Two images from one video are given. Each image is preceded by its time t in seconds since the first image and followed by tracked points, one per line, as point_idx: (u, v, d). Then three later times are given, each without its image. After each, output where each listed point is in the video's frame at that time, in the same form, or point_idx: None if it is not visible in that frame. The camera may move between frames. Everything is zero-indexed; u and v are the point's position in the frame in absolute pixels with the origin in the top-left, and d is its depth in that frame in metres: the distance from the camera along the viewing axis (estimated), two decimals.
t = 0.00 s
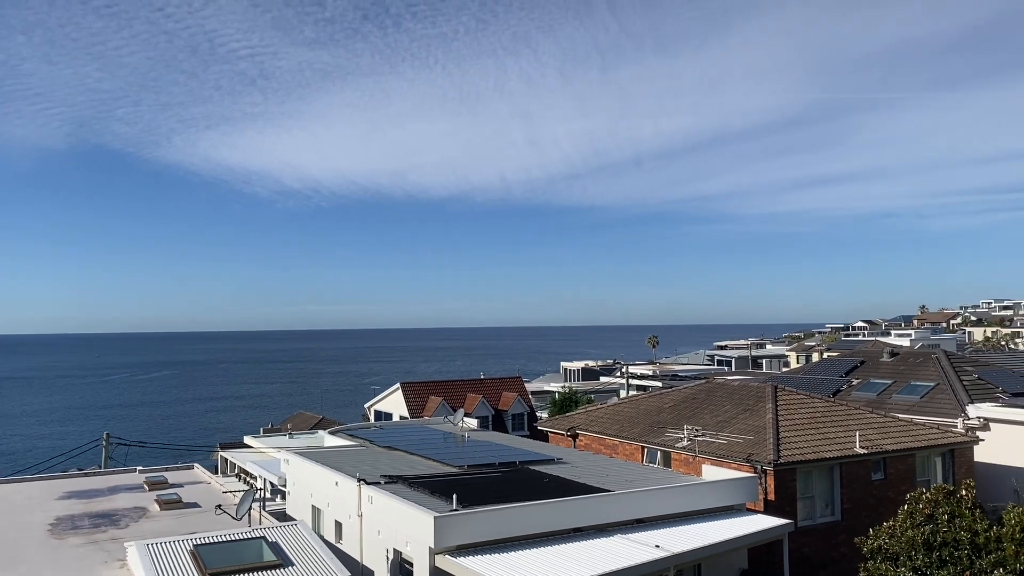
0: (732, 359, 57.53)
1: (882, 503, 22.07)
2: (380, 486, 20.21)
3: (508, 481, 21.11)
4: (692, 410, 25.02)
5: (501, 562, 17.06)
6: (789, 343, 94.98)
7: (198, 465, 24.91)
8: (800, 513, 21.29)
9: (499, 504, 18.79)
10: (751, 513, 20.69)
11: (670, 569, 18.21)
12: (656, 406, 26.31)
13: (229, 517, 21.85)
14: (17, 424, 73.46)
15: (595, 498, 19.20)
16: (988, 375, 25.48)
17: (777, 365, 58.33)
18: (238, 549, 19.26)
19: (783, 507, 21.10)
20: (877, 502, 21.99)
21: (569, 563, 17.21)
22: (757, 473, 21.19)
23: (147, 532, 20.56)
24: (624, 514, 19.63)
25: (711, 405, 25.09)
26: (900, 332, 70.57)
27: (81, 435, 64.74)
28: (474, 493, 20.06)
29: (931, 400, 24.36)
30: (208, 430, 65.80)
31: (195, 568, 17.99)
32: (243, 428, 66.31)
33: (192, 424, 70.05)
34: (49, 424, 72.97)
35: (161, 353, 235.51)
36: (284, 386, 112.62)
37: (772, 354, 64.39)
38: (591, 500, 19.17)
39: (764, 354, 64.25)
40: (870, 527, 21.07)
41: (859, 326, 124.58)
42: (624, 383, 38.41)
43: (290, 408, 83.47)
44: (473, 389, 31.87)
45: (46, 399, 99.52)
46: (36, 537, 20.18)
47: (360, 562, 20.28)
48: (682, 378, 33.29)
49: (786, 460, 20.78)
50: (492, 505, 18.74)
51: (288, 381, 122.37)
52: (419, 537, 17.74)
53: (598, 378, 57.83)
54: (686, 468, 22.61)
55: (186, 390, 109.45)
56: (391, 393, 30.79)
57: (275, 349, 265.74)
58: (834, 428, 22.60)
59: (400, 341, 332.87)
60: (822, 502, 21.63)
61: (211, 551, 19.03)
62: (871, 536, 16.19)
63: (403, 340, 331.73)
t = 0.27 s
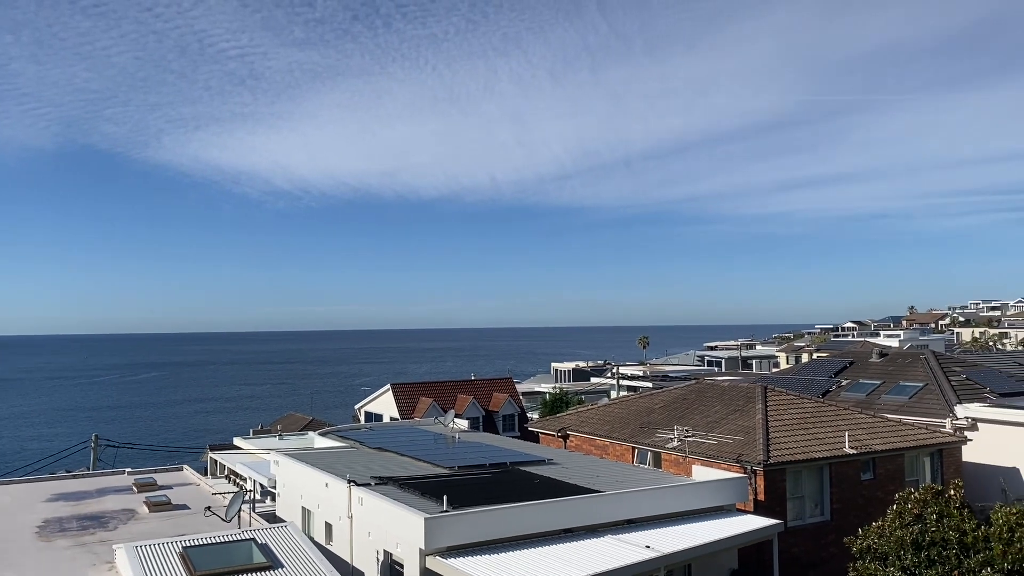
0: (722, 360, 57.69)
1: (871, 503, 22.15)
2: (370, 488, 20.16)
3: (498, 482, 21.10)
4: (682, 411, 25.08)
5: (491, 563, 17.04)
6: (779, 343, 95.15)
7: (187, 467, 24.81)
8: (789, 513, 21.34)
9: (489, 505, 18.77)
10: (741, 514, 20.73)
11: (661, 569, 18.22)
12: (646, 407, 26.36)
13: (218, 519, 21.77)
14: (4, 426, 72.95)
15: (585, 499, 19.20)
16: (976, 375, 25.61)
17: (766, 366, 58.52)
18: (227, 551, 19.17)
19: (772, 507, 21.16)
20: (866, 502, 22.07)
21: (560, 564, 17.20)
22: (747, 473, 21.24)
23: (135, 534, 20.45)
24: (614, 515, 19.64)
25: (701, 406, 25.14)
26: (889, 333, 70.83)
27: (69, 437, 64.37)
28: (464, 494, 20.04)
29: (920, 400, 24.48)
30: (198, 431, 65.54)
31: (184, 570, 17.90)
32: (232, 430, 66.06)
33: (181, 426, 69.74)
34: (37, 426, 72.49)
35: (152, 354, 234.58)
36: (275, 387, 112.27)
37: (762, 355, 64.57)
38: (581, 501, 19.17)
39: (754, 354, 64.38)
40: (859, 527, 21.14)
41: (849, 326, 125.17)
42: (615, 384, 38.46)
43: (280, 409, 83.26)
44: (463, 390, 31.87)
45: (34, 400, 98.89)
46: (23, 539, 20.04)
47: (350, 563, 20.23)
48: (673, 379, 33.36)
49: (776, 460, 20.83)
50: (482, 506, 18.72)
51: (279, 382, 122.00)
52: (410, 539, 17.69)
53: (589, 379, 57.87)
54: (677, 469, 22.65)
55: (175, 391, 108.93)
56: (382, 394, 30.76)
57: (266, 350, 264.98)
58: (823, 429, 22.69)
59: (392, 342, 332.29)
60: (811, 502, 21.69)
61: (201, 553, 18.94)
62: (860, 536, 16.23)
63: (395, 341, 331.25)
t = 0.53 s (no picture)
0: (712, 360, 57.85)
1: (860, 503, 22.24)
2: (360, 489, 20.12)
3: (489, 482, 21.09)
4: (672, 411, 25.12)
5: (482, 563, 17.03)
6: (768, 344, 95.42)
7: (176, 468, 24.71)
8: (779, 513, 21.40)
9: (480, 506, 18.77)
10: (731, 514, 20.78)
11: (651, 569, 18.25)
12: (637, 407, 26.40)
13: (208, 520, 21.69)
14: None
15: (576, 499, 19.21)
16: (964, 375, 25.75)
17: (756, 365, 58.68)
18: (217, 552, 19.09)
19: (762, 507, 21.22)
20: (856, 501, 22.16)
21: (551, 564, 17.21)
22: (737, 473, 21.30)
23: (124, 536, 20.34)
24: (605, 515, 19.66)
25: (691, 406, 25.20)
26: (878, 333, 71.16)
27: (57, 438, 63.99)
28: (455, 495, 20.02)
29: (909, 400, 24.60)
30: (187, 432, 65.28)
31: (173, 572, 17.81)
32: (222, 431, 65.82)
33: (170, 427, 69.42)
34: (24, 427, 72.02)
35: (143, 355, 233.65)
36: (266, 388, 111.96)
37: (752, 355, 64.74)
38: (572, 502, 19.18)
39: (745, 355, 64.56)
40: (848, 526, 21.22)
41: (839, 326, 125.69)
42: (605, 385, 38.51)
43: (271, 410, 83.06)
44: (454, 390, 31.87)
45: (22, 402, 98.30)
46: (10, 541, 19.90)
47: (340, 565, 20.18)
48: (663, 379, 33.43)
49: (766, 460, 20.89)
50: (473, 507, 18.71)
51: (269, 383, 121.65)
52: (400, 540, 17.67)
53: (580, 379, 57.92)
54: (667, 469, 22.69)
55: (165, 392, 108.43)
56: (372, 394, 30.72)
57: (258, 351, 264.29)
58: (813, 429, 22.76)
59: (384, 343, 331.80)
60: (801, 502, 21.75)
61: (190, 555, 18.85)
62: (849, 536, 16.17)
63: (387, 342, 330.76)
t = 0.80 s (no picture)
0: (703, 360, 58.01)
1: (849, 502, 22.33)
2: (351, 489, 20.09)
3: (479, 483, 21.09)
4: (663, 411, 25.17)
5: (472, 564, 17.02)
6: (758, 344, 95.86)
7: (165, 469, 24.63)
8: (769, 513, 21.47)
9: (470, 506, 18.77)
10: (721, 513, 20.85)
11: (641, 569, 18.28)
12: (627, 407, 26.46)
13: (197, 521, 21.61)
14: None
15: (566, 499, 19.24)
16: (952, 375, 25.90)
17: (746, 365, 58.94)
18: (206, 553, 19.02)
19: (752, 506, 21.28)
20: (844, 501, 22.25)
21: (541, 564, 17.23)
22: (727, 472, 21.36)
23: (112, 537, 20.23)
24: (595, 515, 19.68)
25: (681, 406, 25.27)
26: (865, 333, 71.54)
27: (45, 440, 63.62)
28: (445, 495, 20.02)
29: (897, 399, 24.73)
30: (176, 433, 65.03)
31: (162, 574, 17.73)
32: (212, 432, 65.57)
33: (159, 428, 69.12)
34: (12, 429, 71.59)
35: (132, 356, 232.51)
36: (256, 388, 111.63)
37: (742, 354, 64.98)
38: (563, 501, 19.21)
39: (734, 354, 64.76)
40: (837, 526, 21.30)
41: (828, 326, 126.40)
42: (596, 385, 38.60)
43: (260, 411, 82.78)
44: (445, 391, 31.88)
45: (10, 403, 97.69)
46: None
47: (330, 565, 20.14)
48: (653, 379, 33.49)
49: (755, 459, 20.96)
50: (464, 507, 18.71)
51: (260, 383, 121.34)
52: (390, 541, 17.64)
53: (570, 379, 57.97)
54: (657, 469, 22.75)
55: (155, 393, 108.03)
56: (362, 395, 30.69)
57: (249, 351, 263.51)
58: (802, 428, 22.86)
59: (376, 343, 331.21)
60: (790, 501, 21.83)
61: (179, 556, 18.78)
62: (838, 535, 16.22)
63: (379, 342, 330.26)
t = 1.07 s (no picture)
0: (692, 360, 58.18)
1: (837, 501, 22.43)
2: (340, 490, 20.04)
3: (468, 483, 21.08)
4: (652, 410, 25.23)
5: (462, 564, 17.01)
6: (746, 344, 96.17)
7: (153, 470, 24.53)
8: (758, 512, 21.54)
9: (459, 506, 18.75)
10: (710, 512, 20.90)
11: (631, 568, 18.30)
12: (616, 406, 26.51)
13: (185, 522, 21.52)
14: None
15: (556, 499, 19.24)
16: (939, 374, 26.06)
17: (735, 365, 59.15)
18: (194, 554, 18.94)
19: (741, 505, 21.36)
20: (832, 499, 22.34)
21: (530, 564, 17.23)
22: (716, 472, 21.42)
23: (100, 539, 20.11)
24: (584, 515, 19.70)
25: (670, 405, 25.34)
26: (851, 332, 71.91)
27: (32, 441, 63.18)
28: (435, 495, 20.00)
29: (885, 399, 24.86)
30: (164, 434, 64.72)
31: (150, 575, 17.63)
32: (200, 433, 65.30)
33: (147, 429, 68.76)
34: None
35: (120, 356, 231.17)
36: (246, 389, 111.32)
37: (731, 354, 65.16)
38: (552, 501, 19.21)
39: (722, 354, 64.98)
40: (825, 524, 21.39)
41: (817, 326, 126.96)
42: (586, 384, 38.65)
43: (249, 411, 82.49)
44: (434, 391, 31.87)
45: None
46: None
47: (320, 566, 20.09)
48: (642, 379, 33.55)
49: (744, 459, 21.04)
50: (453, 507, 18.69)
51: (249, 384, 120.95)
52: (379, 541, 17.61)
53: (560, 379, 58.04)
54: (646, 468, 22.80)
55: (144, 394, 107.51)
56: (352, 395, 30.63)
57: (240, 351, 262.70)
58: (791, 427, 22.95)
59: (367, 343, 330.66)
60: (779, 500, 21.91)
61: (167, 557, 18.68)
62: (827, 533, 16.30)
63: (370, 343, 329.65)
